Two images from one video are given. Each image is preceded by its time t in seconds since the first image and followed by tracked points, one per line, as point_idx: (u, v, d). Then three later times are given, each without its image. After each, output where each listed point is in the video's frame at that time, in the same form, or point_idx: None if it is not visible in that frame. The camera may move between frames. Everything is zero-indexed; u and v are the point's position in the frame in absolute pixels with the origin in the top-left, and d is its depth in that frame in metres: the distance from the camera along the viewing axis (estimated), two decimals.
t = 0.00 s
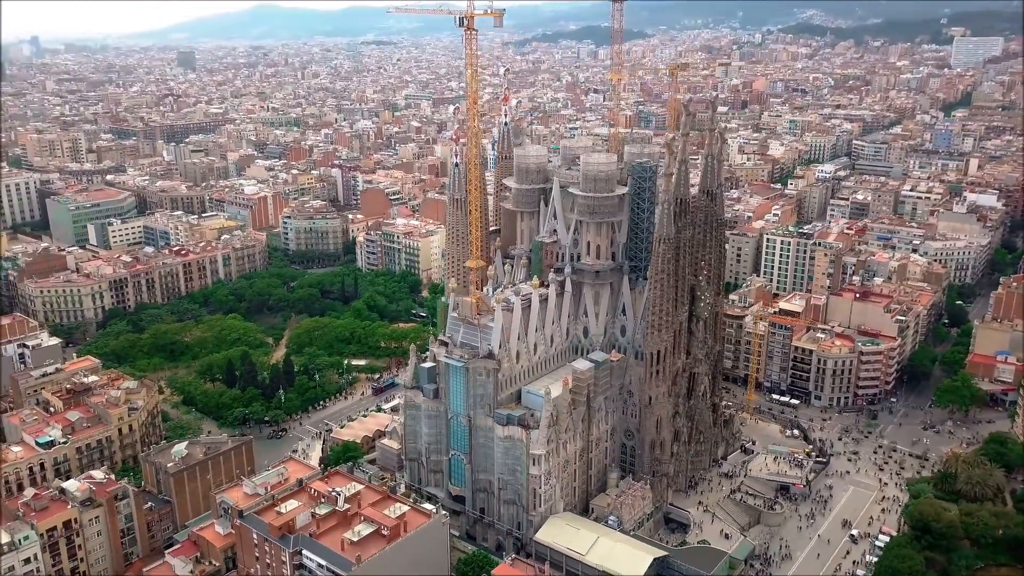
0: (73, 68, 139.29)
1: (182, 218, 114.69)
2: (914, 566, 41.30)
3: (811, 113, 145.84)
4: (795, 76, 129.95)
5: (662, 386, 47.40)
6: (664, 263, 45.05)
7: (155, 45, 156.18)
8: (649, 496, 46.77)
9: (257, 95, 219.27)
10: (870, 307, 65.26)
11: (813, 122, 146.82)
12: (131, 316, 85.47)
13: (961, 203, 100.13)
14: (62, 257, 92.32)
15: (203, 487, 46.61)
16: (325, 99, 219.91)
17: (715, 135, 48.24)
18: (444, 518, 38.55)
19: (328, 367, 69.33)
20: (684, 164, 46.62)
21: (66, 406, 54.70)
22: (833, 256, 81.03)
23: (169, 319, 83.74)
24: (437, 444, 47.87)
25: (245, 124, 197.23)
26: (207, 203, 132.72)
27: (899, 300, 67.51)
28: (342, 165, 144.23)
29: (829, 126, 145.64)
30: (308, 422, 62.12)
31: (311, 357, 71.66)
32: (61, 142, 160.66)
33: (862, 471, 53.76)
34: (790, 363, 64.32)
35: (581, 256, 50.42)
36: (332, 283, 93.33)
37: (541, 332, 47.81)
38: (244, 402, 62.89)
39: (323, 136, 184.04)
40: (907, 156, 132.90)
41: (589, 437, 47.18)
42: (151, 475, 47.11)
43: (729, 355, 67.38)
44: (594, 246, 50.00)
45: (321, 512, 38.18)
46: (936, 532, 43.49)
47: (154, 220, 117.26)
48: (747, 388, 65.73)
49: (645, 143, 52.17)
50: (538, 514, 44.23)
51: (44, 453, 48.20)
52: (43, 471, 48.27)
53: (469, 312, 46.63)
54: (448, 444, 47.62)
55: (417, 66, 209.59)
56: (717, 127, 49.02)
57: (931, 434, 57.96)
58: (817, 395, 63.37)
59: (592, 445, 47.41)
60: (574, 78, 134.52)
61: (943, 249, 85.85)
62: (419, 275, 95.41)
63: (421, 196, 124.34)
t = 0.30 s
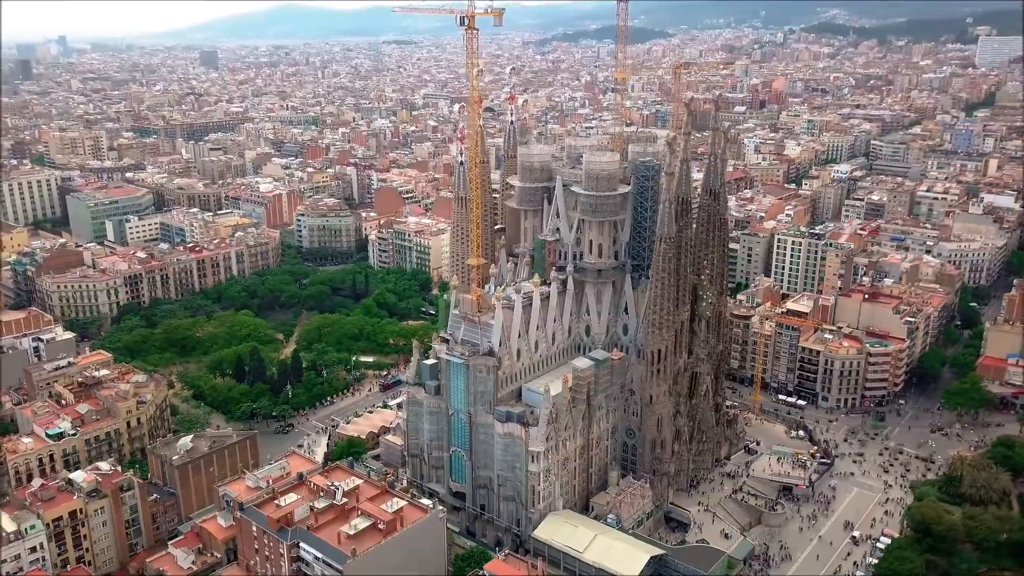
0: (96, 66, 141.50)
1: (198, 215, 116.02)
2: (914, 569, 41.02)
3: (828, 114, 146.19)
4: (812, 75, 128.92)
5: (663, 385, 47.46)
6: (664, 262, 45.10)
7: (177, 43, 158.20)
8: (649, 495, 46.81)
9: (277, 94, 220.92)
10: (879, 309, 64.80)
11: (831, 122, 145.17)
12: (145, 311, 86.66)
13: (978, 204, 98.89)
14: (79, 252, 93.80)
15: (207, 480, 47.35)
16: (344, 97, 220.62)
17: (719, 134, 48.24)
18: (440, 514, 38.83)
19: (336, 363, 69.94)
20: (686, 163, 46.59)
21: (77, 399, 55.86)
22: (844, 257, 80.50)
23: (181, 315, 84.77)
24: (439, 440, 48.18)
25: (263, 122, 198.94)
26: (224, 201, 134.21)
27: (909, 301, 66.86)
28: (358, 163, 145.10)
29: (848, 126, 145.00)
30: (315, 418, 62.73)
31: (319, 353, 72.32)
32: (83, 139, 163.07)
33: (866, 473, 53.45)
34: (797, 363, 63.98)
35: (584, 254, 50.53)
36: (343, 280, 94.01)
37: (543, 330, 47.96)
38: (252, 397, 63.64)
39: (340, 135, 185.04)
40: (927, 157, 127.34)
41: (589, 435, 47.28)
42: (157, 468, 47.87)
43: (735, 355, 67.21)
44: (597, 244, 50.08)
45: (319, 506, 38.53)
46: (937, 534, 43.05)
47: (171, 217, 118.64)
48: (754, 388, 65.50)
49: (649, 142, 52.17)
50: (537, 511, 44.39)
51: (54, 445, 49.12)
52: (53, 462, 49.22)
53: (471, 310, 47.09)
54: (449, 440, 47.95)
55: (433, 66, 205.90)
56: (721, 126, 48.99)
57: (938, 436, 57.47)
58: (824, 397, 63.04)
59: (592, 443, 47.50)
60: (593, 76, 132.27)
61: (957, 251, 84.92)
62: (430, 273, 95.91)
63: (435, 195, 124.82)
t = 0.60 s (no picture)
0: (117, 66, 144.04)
1: (211, 213, 117.07)
2: (912, 571, 40.84)
3: (845, 114, 141.55)
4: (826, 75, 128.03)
5: (663, 384, 47.47)
6: (665, 261, 45.12)
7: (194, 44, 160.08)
8: (648, 494, 46.84)
9: (294, 93, 222.40)
10: (886, 310, 64.43)
11: (847, 121, 143.69)
12: (157, 307, 87.66)
13: (994, 206, 97.61)
14: (93, 249, 95.05)
15: (211, 474, 47.83)
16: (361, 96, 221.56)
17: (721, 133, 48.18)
18: (437, 510, 39.14)
19: (342, 360, 70.40)
20: (687, 163, 46.60)
21: (86, 393, 56.72)
22: (854, 258, 79.98)
23: (192, 311, 85.70)
24: (440, 437, 48.52)
25: (279, 121, 200.37)
26: (237, 199, 135.40)
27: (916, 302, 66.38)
28: (371, 162, 145.71)
29: (864, 126, 142.40)
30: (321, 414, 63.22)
31: (326, 350, 72.79)
32: (102, 138, 165.19)
33: (869, 474, 53.17)
34: (803, 364, 63.67)
35: (586, 253, 50.58)
36: (353, 277, 94.47)
37: (544, 328, 48.05)
38: (258, 393, 64.24)
39: (354, 134, 185.88)
40: (942, 157, 130.26)
41: (589, 434, 47.33)
42: (163, 461, 48.52)
43: (741, 355, 67.04)
44: (598, 243, 50.12)
45: (317, 500, 38.92)
46: (937, 536, 42.92)
47: (185, 215, 119.65)
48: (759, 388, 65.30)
49: (652, 141, 52.17)
50: (536, 509, 44.56)
51: (62, 438, 49.88)
52: (61, 454, 49.97)
53: (472, 308, 47.49)
54: (449, 437, 48.18)
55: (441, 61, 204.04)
56: (723, 126, 48.93)
57: (944, 439, 57.04)
58: (829, 397, 62.71)
59: (592, 442, 47.57)
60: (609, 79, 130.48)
61: (969, 253, 84.01)
62: (439, 272, 96.27)
63: (446, 194, 125.09)
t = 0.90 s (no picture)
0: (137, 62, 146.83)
1: (226, 211, 118.27)
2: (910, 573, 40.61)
3: (863, 113, 140.91)
4: (841, 74, 127.07)
5: (663, 383, 47.45)
6: (665, 260, 45.09)
7: (213, 44, 162.10)
8: (648, 493, 46.85)
9: (313, 92, 223.76)
10: (894, 311, 63.92)
11: (865, 121, 142.03)
12: (170, 304, 88.81)
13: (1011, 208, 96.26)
14: (109, 245, 96.39)
15: (215, 467, 48.48)
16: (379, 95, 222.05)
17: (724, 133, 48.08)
18: (433, 505, 39.45)
19: (350, 357, 70.99)
20: (688, 162, 46.60)
21: (96, 387, 57.71)
22: (864, 259, 79.46)
23: (204, 308, 86.67)
24: (441, 433, 48.86)
25: (297, 120, 201.75)
26: (252, 197, 136.56)
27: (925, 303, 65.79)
28: (385, 161, 146.26)
29: (882, 126, 139.87)
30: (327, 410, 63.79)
31: (334, 347, 73.47)
32: (121, 136, 167.51)
33: (873, 477, 52.84)
34: (809, 365, 63.37)
35: (588, 252, 50.67)
36: (363, 276, 95.13)
37: (545, 326, 48.18)
38: (266, 388, 64.94)
39: (371, 133, 186.70)
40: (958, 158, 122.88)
41: (589, 432, 47.45)
42: (168, 455, 49.24)
43: (747, 355, 66.82)
44: (600, 242, 50.19)
45: (315, 495, 39.31)
46: (938, 539, 42.69)
47: (200, 212, 120.89)
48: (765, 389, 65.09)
49: (656, 140, 52.18)
50: (534, 506, 44.77)
51: (70, 430, 50.78)
52: (69, 447, 50.82)
53: (472, 306, 47.88)
54: (450, 434, 48.47)
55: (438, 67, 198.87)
56: (726, 125, 48.83)
57: (951, 441, 56.56)
58: (835, 399, 62.37)
59: (592, 440, 47.68)
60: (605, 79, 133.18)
61: (983, 254, 82.07)
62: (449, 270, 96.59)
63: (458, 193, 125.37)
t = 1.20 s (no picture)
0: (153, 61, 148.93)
1: (238, 209, 119.28)
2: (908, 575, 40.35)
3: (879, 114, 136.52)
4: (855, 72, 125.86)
5: (663, 382, 47.40)
6: (665, 259, 45.06)
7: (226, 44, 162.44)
8: (647, 492, 46.86)
9: (329, 91, 224.78)
10: (901, 312, 63.46)
11: (880, 122, 140.59)
12: (180, 300, 89.83)
13: None
14: (121, 243, 97.52)
15: (218, 462, 49.11)
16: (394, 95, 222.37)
17: (725, 132, 47.98)
18: (430, 502, 39.67)
19: (355, 355, 71.47)
20: (688, 162, 46.56)
21: (104, 381, 58.56)
22: (873, 260, 78.92)
23: (214, 305, 87.53)
24: (441, 431, 49.10)
25: (311, 119, 202.65)
26: (265, 195, 137.44)
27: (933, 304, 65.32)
28: (397, 160, 146.62)
29: (896, 127, 137.08)
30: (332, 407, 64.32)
31: (341, 344, 74.01)
32: (138, 135, 169.62)
33: (876, 478, 52.55)
34: (814, 366, 63.08)
35: (589, 251, 50.76)
36: (373, 274, 95.68)
37: (546, 325, 48.34)
38: (272, 384, 65.52)
39: (384, 132, 187.27)
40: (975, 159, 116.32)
41: (589, 431, 47.55)
42: (172, 449, 49.84)
43: (752, 355, 66.60)
44: (602, 241, 50.20)
45: (313, 489, 39.66)
46: (937, 542, 42.37)
47: (212, 210, 121.90)
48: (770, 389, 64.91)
49: (658, 140, 52.11)
50: (532, 504, 44.96)
51: (78, 424, 51.48)
52: (76, 441, 51.52)
53: (472, 304, 48.35)
54: (450, 431, 48.72)
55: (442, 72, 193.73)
56: (728, 125, 48.70)
57: (956, 444, 56.12)
58: (841, 400, 62.04)
59: (591, 439, 47.78)
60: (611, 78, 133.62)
61: (994, 256, 79.81)
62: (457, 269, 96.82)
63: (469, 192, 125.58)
